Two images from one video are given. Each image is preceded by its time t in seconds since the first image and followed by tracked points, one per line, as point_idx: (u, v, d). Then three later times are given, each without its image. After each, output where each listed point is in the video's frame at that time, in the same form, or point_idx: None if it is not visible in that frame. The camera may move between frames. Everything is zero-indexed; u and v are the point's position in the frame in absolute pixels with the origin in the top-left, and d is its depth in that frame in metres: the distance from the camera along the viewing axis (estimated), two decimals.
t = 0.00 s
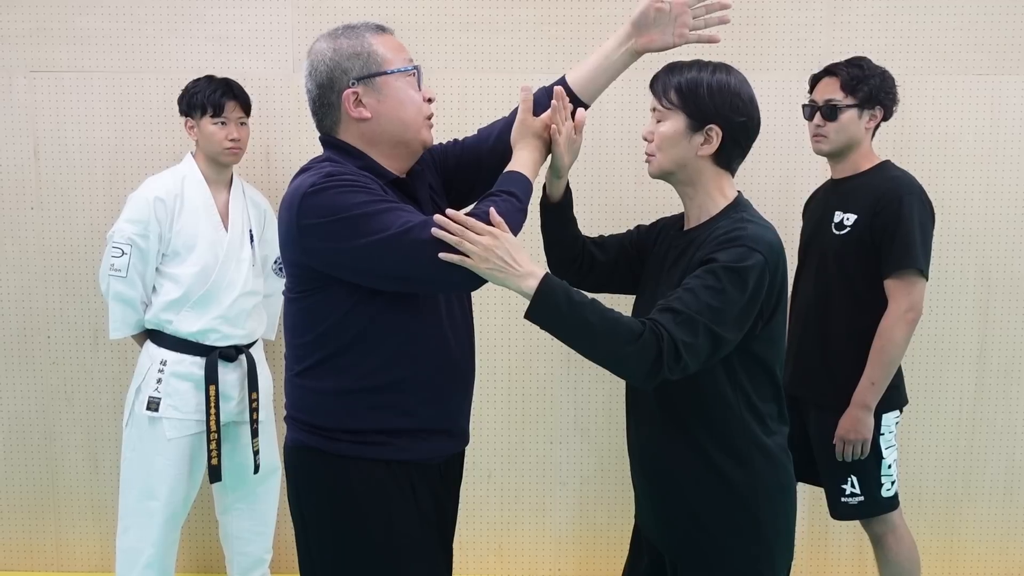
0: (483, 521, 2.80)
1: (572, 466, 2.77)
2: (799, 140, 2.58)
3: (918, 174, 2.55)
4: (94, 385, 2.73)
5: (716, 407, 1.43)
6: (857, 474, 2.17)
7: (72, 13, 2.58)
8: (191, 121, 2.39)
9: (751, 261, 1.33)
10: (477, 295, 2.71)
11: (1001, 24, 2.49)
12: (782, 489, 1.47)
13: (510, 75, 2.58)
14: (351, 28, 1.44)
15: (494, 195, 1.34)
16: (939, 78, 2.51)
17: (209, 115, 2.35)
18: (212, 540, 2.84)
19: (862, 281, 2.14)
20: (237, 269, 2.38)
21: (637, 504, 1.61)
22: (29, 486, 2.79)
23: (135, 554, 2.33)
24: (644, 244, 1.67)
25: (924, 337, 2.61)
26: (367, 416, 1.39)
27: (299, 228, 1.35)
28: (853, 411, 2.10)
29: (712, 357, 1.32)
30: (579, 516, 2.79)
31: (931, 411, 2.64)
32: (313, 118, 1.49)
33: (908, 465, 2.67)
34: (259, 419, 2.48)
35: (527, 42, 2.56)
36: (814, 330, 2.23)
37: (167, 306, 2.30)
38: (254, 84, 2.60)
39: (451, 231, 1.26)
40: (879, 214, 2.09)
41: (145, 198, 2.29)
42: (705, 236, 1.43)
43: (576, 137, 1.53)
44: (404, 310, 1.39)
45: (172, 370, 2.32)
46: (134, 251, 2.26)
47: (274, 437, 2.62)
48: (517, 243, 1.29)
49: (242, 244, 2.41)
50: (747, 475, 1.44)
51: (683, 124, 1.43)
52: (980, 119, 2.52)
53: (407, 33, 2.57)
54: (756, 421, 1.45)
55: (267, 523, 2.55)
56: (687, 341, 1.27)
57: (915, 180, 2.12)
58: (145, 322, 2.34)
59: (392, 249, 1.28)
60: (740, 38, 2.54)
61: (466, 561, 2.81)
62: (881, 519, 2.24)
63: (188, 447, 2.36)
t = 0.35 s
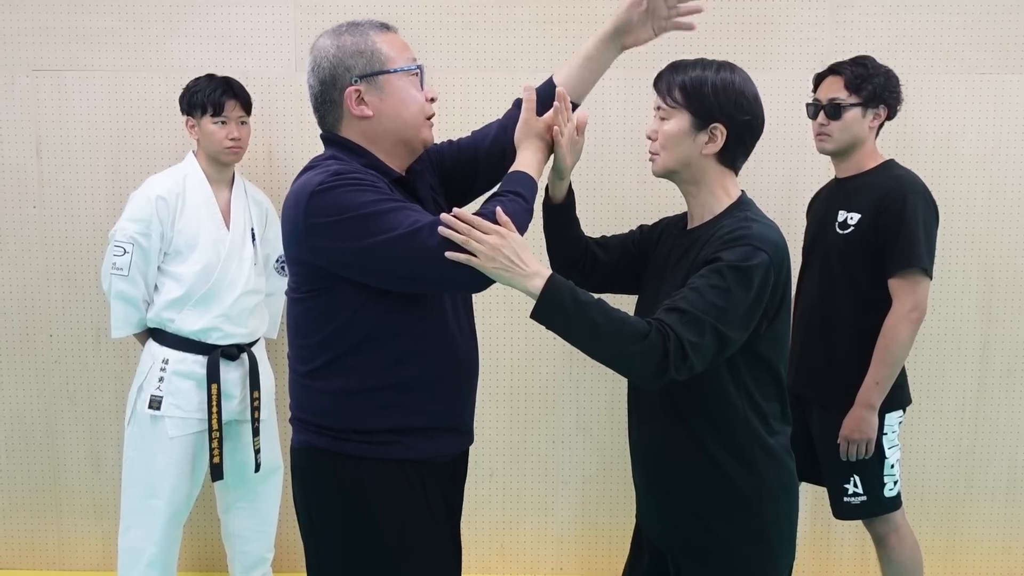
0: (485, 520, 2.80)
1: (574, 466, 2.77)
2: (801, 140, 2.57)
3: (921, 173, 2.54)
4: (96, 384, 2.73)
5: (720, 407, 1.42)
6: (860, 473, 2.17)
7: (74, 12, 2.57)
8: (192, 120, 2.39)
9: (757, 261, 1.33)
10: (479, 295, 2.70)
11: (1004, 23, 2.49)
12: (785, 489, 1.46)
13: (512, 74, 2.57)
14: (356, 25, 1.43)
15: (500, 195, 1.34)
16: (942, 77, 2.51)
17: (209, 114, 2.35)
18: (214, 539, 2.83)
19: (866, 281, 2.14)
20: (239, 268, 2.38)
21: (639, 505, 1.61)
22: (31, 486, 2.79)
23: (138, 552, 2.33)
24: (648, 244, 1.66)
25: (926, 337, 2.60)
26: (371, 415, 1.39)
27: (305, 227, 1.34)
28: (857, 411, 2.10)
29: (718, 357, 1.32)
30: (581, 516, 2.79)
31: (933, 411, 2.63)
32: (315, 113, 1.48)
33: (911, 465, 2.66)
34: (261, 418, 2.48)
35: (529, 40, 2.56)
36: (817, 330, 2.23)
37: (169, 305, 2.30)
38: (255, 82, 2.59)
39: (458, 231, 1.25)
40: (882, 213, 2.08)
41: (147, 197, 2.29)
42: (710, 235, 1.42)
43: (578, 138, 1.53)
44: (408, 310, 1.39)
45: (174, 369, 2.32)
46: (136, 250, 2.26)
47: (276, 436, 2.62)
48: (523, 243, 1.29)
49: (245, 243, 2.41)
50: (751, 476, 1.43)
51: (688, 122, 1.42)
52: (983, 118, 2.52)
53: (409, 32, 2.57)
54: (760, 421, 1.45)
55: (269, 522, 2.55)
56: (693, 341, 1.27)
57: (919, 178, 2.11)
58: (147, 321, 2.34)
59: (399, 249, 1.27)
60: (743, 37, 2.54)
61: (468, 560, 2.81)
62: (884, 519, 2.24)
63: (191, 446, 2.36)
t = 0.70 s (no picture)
0: (486, 518, 2.80)
1: (574, 464, 2.77)
2: (801, 138, 2.57)
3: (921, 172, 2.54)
4: (96, 383, 2.73)
5: (721, 406, 1.42)
6: (859, 471, 2.17)
7: (74, 11, 2.57)
8: (191, 119, 2.38)
9: (758, 259, 1.33)
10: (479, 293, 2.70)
11: (1003, 21, 2.49)
12: (785, 487, 1.47)
13: (512, 72, 2.57)
14: (388, 32, 1.42)
15: (503, 193, 1.35)
16: (941, 75, 2.51)
17: (208, 113, 2.35)
18: (214, 537, 2.84)
19: (865, 279, 2.14)
20: (238, 266, 2.38)
21: (637, 504, 1.61)
22: (31, 484, 2.79)
23: (138, 550, 2.33)
24: (648, 242, 1.66)
25: (926, 335, 2.60)
26: (373, 413, 1.39)
27: (307, 227, 1.34)
28: (857, 409, 2.10)
29: (719, 356, 1.32)
30: (581, 514, 2.79)
31: (933, 409, 2.64)
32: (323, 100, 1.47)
33: (910, 463, 2.67)
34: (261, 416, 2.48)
35: (529, 39, 2.56)
36: (817, 328, 2.23)
37: (169, 303, 2.30)
38: (255, 81, 2.59)
39: (461, 229, 1.27)
40: (883, 212, 2.08)
41: (147, 195, 2.29)
42: (710, 232, 1.42)
43: (580, 135, 1.53)
44: (409, 308, 1.39)
45: (174, 367, 2.31)
46: (136, 249, 2.26)
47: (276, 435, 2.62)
48: (526, 241, 1.30)
49: (244, 240, 2.40)
50: (750, 474, 1.43)
51: (688, 123, 1.42)
52: (982, 116, 2.52)
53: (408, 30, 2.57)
54: (759, 419, 1.45)
55: (269, 520, 2.55)
56: (695, 340, 1.27)
57: (919, 176, 2.11)
58: (147, 319, 2.34)
59: (403, 247, 1.28)
60: (743, 36, 2.53)
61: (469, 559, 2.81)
62: (884, 517, 2.24)
63: (191, 444, 2.36)
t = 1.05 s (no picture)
0: (484, 517, 2.80)
1: (573, 462, 2.77)
2: (800, 137, 2.57)
3: (920, 170, 2.54)
4: (94, 381, 2.73)
5: (718, 403, 1.42)
6: (857, 469, 2.18)
7: (72, 8, 2.56)
8: (188, 116, 2.38)
9: (757, 257, 1.33)
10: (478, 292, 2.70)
11: (1002, 20, 2.49)
12: (782, 486, 1.47)
13: (512, 70, 2.57)
14: (432, 54, 1.40)
15: (503, 187, 1.36)
16: (940, 74, 2.51)
17: (205, 111, 2.34)
18: (213, 535, 2.84)
19: (863, 277, 2.15)
20: (236, 264, 2.37)
21: (634, 500, 1.61)
22: (29, 482, 2.79)
23: (136, 548, 2.32)
24: (648, 239, 1.66)
25: (924, 334, 2.61)
26: (373, 411, 1.39)
27: (307, 220, 1.34)
28: (855, 407, 2.10)
29: (718, 353, 1.32)
30: (579, 511, 2.79)
31: (931, 408, 2.65)
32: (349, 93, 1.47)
33: (908, 462, 2.67)
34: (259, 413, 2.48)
35: (528, 36, 2.55)
36: (814, 327, 2.24)
37: (166, 301, 2.30)
38: (254, 79, 2.58)
39: (462, 223, 1.27)
40: (881, 210, 2.09)
41: (144, 193, 2.28)
42: (709, 230, 1.42)
43: (578, 132, 1.52)
44: (409, 306, 1.39)
45: (171, 364, 2.31)
46: (133, 246, 2.26)
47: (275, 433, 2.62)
48: (525, 236, 1.30)
49: (241, 238, 2.40)
50: (747, 472, 1.44)
51: (689, 119, 1.42)
52: (981, 115, 2.52)
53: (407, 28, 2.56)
54: (757, 417, 1.46)
55: (267, 518, 2.56)
56: (694, 337, 1.27)
57: (917, 175, 2.12)
58: (144, 316, 2.34)
59: (403, 241, 1.28)
60: (743, 34, 2.53)
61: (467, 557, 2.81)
62: (881, 515, 2.25)
63: (188, 442, 2.36)
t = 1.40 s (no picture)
0: (484, 516, 2.80)
1: (572, 461, 2.77)
2: (799, 136, 2.57)
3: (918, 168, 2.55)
4: (93, 381, 2.72)
5: (719, 402, 1.42)
6: (855, 467, 2.18)
7: (70, 6, 2.56)
8: (186, 115, 2.37)
9: (758, 257, 1.33)
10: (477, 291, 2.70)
11: (1001, 18, 2.49)
12: (781, 484, 1.47)
13: (510, 68, 2.56)
14: (457, 65, 1.41)
15: (504, 185, 1.36)
16: (939, 72, 2.51)
17: (204, 112, 2.33)
18: (212, 535, 2.83)
19: (862, 275, 2.15)
20: (234, 263, 2.37)
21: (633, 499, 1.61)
22: (28, 482, 2.79)
23: (134, 548, 2.32)
24: (648, 239, 1.66)
25: (923, 333, 2.62)
26: (374, 410, 1.39)
27: (311, 214, 1.34)
28: (854, 405, 2.11)
29: (719, 352, 1.32)
30: (579, 510, 2.80)
31: (930, 407, 2.65)
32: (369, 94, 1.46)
33: (908, 461, 2.68)
34: (257, 412, 2.48)
35: (527, 35, 2.55)
36: (813, 326, 2.24)
37: (164, 300, 2.29)
38: (253, 77, 2.58)
39: (465, 221, 1.26)
40: (879, 208, 2.09)
41: (142, 192, 2.28)
42: (710, 229, 1.42)
43: (580, 132, 1.52)
44: (410, 306, 1.39)
45: (169, 363, 2.31)
46: (131, 245, 2.26)
47: (273, 432, 2.62)
48: (528, 235, 1.29)
49: (240, 237, 2.40)
50: (746, 471, 1.44)
51: (689, 119, 1.42)
52: (979, 113, 2.52)
53: (406, 26, 2.56)
54: (756, 416, 1.46)
55: (266, 517, 2.55)
56: (695, 336, 1.27)
57: (915, 173, 2.12)
58: (142, 315, 2.33)
59: (404, 239, 1.28)
60: (742, 32, 2.53)
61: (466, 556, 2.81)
62: (879, 513, 2.25)
63: (187, 441, 2.35)
